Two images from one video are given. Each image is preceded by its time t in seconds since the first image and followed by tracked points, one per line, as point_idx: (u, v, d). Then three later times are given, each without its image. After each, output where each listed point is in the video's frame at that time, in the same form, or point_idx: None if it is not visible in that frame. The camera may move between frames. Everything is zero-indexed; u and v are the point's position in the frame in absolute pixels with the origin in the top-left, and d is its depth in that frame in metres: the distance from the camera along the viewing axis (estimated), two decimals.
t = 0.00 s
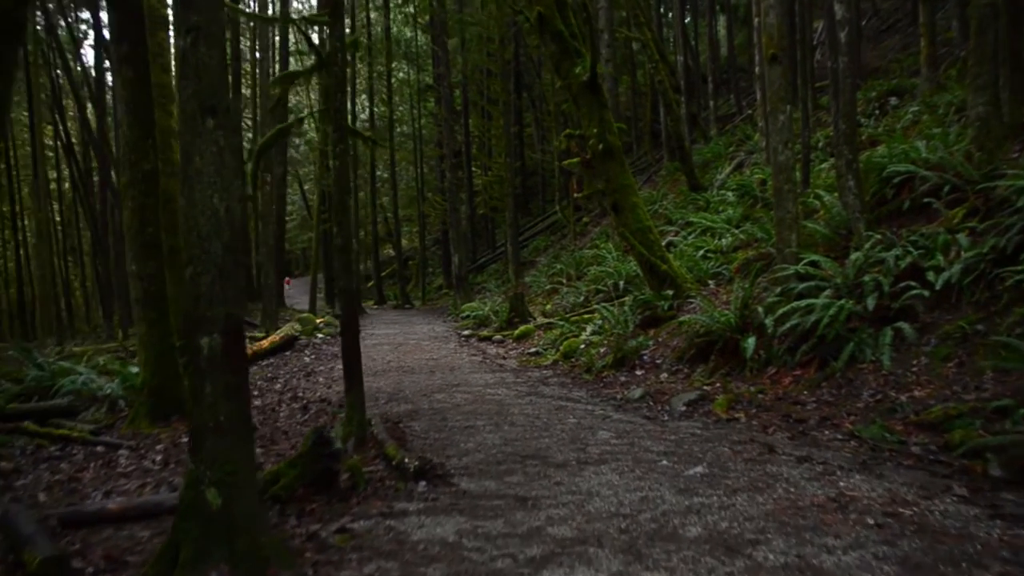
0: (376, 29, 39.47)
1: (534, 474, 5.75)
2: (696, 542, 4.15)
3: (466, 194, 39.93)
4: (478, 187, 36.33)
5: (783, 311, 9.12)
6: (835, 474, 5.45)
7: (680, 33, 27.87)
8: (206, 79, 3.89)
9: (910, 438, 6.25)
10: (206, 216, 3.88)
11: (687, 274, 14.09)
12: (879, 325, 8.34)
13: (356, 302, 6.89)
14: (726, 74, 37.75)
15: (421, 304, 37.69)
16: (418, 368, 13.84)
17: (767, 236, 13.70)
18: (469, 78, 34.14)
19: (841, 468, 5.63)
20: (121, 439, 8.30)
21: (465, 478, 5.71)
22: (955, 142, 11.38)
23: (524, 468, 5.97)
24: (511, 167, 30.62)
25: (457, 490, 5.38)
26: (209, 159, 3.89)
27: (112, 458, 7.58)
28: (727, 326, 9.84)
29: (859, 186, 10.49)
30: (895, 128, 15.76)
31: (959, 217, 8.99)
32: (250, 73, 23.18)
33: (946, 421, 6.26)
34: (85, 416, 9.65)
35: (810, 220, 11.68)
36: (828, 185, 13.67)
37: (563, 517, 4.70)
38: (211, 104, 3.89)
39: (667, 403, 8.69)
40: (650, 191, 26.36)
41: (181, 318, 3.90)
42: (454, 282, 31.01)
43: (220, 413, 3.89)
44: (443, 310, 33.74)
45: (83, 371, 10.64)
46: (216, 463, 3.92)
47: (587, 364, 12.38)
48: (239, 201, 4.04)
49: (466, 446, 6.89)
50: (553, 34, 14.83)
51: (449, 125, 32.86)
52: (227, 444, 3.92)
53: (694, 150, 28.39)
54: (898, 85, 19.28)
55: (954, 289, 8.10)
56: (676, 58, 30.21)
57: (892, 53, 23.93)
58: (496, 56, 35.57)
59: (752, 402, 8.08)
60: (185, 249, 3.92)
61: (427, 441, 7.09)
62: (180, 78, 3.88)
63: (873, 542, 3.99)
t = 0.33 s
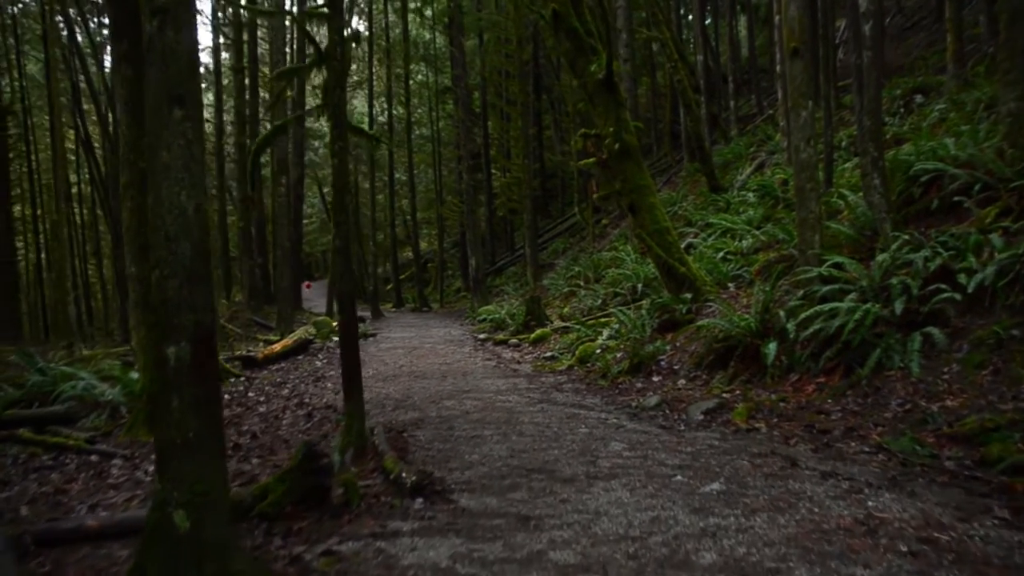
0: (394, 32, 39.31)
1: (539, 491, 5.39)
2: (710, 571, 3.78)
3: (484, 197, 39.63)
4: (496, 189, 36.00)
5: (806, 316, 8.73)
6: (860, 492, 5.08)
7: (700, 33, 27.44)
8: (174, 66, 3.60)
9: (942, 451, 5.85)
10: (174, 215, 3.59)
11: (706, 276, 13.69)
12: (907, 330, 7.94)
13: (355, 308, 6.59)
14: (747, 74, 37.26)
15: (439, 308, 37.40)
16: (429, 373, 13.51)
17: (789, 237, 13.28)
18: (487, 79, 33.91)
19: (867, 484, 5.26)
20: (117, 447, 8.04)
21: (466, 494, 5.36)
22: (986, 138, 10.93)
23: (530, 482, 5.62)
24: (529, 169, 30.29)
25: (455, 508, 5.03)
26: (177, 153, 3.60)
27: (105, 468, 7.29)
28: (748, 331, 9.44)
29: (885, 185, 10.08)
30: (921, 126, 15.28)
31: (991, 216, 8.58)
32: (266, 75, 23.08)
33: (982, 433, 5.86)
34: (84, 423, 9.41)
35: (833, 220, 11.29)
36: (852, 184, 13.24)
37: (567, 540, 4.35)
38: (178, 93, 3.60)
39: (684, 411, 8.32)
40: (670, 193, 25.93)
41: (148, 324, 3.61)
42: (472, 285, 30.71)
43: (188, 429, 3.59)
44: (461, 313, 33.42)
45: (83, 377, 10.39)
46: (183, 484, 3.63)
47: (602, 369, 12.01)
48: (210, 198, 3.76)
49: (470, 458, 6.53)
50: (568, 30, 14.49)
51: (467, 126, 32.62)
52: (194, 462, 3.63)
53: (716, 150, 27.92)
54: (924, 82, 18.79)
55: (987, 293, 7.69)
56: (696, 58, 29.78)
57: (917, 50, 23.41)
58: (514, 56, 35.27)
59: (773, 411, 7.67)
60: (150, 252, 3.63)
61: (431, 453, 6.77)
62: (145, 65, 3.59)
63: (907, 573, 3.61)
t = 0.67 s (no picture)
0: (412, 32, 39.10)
1: (542, 507, 5.05)
2: None
3: (502, 198, 39.31)
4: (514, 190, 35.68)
5: (828, 319, 8.32)
6: (886, 510, 4.70)
7: (721, 31, 26.99)
8: (135, 48, 3.27)
9: (977, 467, 5.45)
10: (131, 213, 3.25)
11: (725, 278, 13.28)
12: (938, 335, 7.52)
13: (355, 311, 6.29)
14: (768, 74, 36.73)
15: (456, 309, 37.12)
16: (440, 377, 13.18)
17: (810, 237, 12.84)
18: (505, 79, 33.63)
19: (894, 502, 4.88)
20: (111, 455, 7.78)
21: (465, 511, 5.02)
22: (1019, 133, 10.47)
23: (534, 497, 5.29)
24: (546, 170, 29.94)
25: (451, 528, 4.69)
26: (138, 143, 3.25)
27: (95, 478, 7.02)
28: (768, 335, 9.02)
29: (912, 183, 9.65)
30: (948, 123, 14.80)
31: None
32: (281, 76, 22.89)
33: (1019, 446, 5.46)
34: (82, 428, 9.16)
35: (857, 220, 10.86)
36: (876, 182, 12.80)
37: (569, 566, 4.00)
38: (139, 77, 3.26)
39: (700, 419, 7.94)
40: (690, 193, 25.49)
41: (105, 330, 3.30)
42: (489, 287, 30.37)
43: (149, 445, 3.29)
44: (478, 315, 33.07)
45: (83, 381, 10.12)
46: (142, 506, 3.35)
47: (617, 374, 11.63)
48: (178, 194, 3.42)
49: (473, 470, 6.19)
50: (585, 26, 14.14)
51: (485, 127, 32.34)
52: (155, 484, 3.34)
53: (736, 150, 27.45)
54: (950, 78, 18.28)
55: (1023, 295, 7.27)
56: (716, 58, 29.29)
57: (943, 46, 22.87)
58: (532, 57, 34.94)
59: (794, 420, 7.28)
60: (110, 252, 3.31)
61: (433, 464, 6.45)
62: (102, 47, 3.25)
63: None
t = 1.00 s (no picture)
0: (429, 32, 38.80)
1: (544, 526, 4.69)
2: None
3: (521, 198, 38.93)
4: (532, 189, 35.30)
5: (853, 322, 7.91)
6: (918, 532, 4.32)
7: (741, 29, 26.51)
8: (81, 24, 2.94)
9: (1016, 482, 5.05)
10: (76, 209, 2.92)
11: (745, 279, 12.87)
12: (970, 339, 7.10)
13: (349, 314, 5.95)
14: (790, 72, 36.18)
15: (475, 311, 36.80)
16: (450, 382, 12.82)
17: (833, 236, 12.42)
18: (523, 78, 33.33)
19: (926, 522, 4.49)
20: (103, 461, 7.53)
21: (460, 530, 4.67)
22: None
23: (536, 514, 4.93)
24: (563, 170, 29.55)
25: (444, 548, 4.36)
26: (84, 131, 2.93)
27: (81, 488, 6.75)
28: (789, 339, 8.62)
29: (941, 180, 9.22)
30: (976, 119, 14.32)
31: None
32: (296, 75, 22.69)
33: None
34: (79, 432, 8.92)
35: (882, 218, 10.44)
36: (902, 178, 12.36)
37: None
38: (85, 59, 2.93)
39: (718, 427, 7.56)
40: (710, 193, 25.03)
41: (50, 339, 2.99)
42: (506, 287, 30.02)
43: (97, 464, 2.96)
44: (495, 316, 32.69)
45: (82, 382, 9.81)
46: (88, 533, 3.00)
47: (632, 378, 11.25)
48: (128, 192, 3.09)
49: (474, 483, 5.83)
50: (600, 19, 13.77)
51: (503, 127, 32.05)
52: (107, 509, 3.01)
53: (757, 149, 26.95)
54: (978, 73, 17.76)
55: None
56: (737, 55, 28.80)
57: (970, 41, 22.31)
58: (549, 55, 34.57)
59: (817, 428, 6.88)
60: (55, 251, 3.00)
61: (432, 476, 6.10)
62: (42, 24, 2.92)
63: None
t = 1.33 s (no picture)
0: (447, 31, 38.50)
1: (543, 547, 4.34)
2: None
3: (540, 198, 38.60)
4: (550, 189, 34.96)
5: (879, 325, 7.49)
6: (956, 560, 3.91)
7: (762, 26, 26.01)
8: None
9: None
10: None
11: (766, 280, 12.45)
12: (1004, 344, 6.67)
13: (344, 317, 5.61)
14: (812, 69, 35.65)
15: (494, 311, 36.52)
16: (461, 385, 12.47)
17: (858, 235, 11.97)
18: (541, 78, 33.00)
19: (960, 547, 4.09)
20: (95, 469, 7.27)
21: (451, 551, 4.33)
22: None
23: (535, 532, 4.58)
24: (581, 169, 29.18)
25: (433, 570, 4.03)
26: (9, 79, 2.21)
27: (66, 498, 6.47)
28: (810, 342, 8.19)
29: (970, 175, 8.79)
30: (1006, 114, 13.83)
31: None
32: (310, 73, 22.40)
33: None
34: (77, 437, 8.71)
35: (909, 216, 10.01)
36: (929, 174, 11.90)
37: None
38: None
39: (735, 436, 7.16)
40: (731, 192, 24.57)
41: None
42: (524, 288, 29.70)
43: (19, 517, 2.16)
44: (513, 317, 32.38)
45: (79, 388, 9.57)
46: None
47: (648, 381, 10.86)
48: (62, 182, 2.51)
49: (474, 497, 5.49)
50: (614, 13, 13.40)
51: (522, 126, 31.72)
52: (41, 570, 2.21)
53: (779, 147, 26.48)
54: (1008, 67, 17.25)
55: None
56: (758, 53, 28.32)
57: (998, 35, 21.76)
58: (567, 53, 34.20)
59: (840, 439, 6.47)
60: None
61: (430, 489, 5.76)
62: None
63: None
